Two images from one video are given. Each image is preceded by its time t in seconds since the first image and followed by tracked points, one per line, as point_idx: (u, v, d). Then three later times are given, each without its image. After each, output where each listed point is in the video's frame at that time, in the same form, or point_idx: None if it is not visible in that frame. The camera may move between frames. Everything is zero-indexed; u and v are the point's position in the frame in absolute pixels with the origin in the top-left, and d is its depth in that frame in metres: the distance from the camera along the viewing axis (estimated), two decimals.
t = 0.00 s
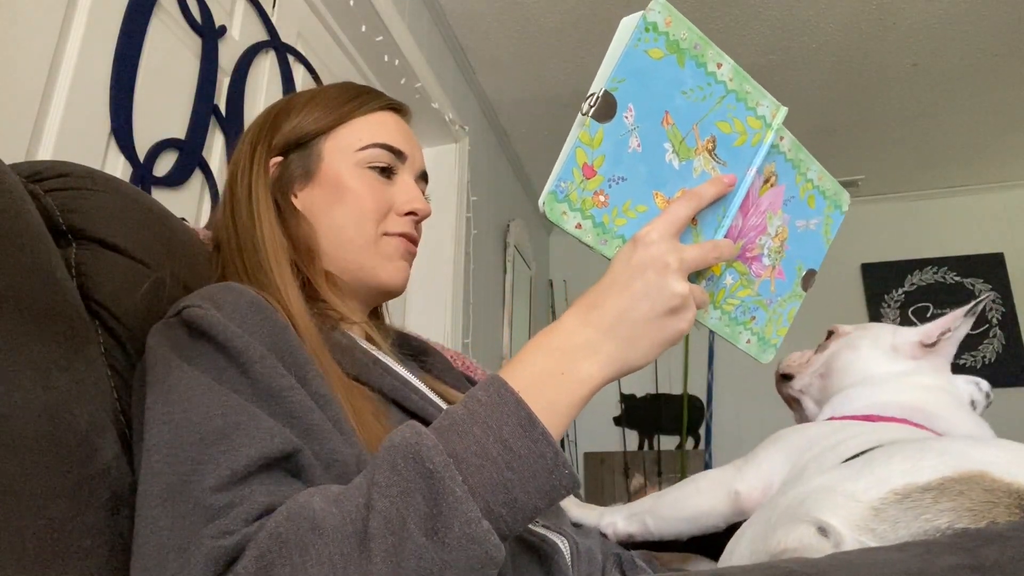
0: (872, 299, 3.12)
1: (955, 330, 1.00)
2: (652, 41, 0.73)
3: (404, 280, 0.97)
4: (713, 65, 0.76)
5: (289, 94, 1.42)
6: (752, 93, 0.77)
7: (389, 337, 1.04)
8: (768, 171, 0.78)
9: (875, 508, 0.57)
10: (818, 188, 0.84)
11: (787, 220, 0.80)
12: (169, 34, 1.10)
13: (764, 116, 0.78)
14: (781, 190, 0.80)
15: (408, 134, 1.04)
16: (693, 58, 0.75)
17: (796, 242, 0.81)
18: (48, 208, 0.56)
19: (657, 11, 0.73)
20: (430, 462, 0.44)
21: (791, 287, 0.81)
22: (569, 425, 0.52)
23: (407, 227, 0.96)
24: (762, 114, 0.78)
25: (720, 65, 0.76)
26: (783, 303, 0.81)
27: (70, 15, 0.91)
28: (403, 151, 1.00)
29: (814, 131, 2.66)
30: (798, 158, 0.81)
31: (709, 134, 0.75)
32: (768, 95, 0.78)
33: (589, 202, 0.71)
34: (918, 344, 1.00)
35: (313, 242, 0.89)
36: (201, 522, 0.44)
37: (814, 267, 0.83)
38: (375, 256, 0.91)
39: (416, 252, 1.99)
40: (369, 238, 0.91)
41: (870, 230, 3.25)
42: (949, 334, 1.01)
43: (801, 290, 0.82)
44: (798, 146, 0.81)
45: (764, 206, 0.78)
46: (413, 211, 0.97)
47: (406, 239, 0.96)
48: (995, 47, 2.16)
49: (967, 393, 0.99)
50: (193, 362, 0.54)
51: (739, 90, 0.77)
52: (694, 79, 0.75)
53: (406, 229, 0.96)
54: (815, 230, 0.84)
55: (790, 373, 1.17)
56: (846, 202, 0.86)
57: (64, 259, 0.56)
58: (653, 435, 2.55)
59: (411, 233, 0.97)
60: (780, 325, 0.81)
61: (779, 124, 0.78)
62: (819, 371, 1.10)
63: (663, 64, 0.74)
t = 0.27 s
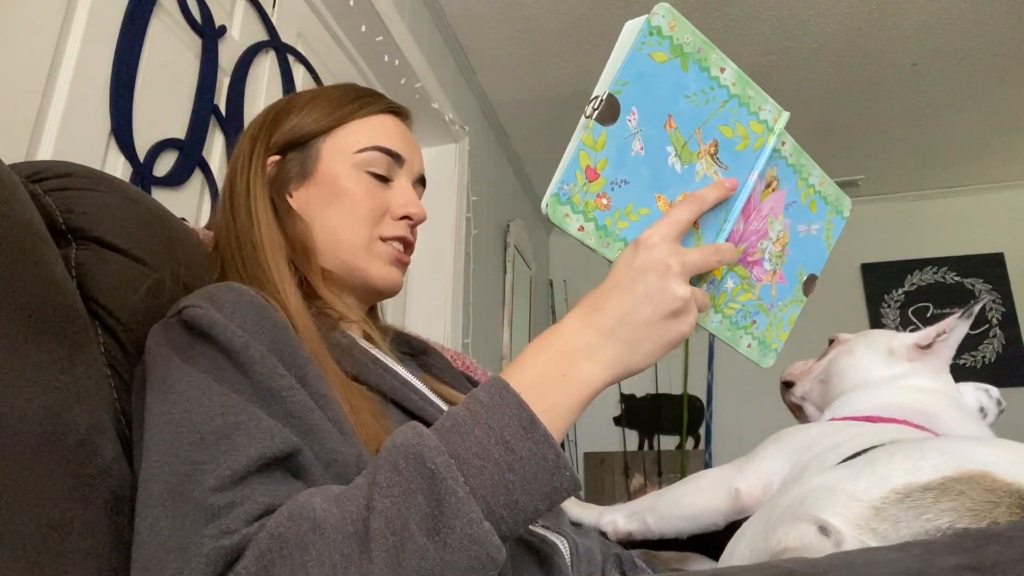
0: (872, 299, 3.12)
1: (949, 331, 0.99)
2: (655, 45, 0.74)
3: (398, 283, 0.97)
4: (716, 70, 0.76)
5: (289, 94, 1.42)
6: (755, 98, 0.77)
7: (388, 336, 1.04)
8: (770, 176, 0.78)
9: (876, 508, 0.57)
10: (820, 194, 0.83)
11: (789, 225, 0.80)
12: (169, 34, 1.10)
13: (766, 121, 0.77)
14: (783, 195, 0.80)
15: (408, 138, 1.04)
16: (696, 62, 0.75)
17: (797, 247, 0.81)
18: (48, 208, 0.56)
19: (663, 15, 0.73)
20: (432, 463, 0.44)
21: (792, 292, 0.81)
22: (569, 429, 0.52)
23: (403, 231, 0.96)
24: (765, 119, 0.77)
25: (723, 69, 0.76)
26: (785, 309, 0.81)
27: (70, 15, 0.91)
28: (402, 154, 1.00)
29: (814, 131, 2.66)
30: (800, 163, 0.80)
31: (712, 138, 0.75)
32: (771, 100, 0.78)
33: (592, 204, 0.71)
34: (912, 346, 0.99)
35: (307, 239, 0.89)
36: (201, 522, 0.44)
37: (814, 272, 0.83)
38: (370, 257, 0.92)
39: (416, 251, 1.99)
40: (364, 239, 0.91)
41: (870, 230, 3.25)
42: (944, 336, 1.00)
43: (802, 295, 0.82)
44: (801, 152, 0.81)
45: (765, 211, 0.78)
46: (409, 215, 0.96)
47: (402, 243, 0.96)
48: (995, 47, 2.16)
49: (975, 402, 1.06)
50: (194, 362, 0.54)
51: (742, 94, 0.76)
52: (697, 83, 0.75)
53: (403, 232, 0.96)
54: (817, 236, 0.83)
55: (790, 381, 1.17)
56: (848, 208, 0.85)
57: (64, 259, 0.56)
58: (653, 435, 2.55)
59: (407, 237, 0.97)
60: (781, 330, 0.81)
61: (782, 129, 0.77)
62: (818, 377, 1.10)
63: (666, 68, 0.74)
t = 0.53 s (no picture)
0: (871, 299, 3.12)
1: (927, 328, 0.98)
2: (656, 47, 0.73)
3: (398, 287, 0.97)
4: (717, 72, 0.75)
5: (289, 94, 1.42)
6: (756, 100, 0.77)
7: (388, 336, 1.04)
8: (771, 178, 0.78)
9: (877, 508, 0.57)
10: (821, 195, 0.83)
11: (790, 227, 0.80)
12: (169, 34, 1.10)
13: (767, 123, 0.77)
14: (784, 197, 0.80)
15: (411, 143, 1.04)
16: (697, 64, 0.75)
17: (798, 250, 0.81)
18: (48, 208, 0.56)
19: (662, 18, 0.72)
20: (434, 463, 0.44)
21: (794, 294, 0.81)
22: (571, 430, 0.52)
23: (404, 236, 0.95)
24: (766, 121, 0.77)
25: (724, 71, 0.76)
26: (787, 311, 0.81)
27: (70, 15, 0.91)
28: (404, 158, 1.00)
29: (814, 131, 2.66)
30: (801, 166, 0.81)
31: (713, 140, 0.75)
32: (772, 102, 0.78)
33: (593, 207, 0.71)
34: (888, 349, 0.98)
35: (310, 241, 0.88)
36: (202, 522, 0.44)
37: (816, 274, 0.83)
38: (370, 260, 0.92)
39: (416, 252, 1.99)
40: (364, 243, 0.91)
41: (870, 230, 3.25)
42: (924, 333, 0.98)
43: (804, 297, 0.82)
44: (801, 154, 0.81)
45: (767, 214, 0.78)
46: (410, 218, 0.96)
47: (402, 247, 0.96)
48: (995, 47, 2.16)
49: (995, 407, 1.06)
50: (195, 362, 0.54)
51: (743, 97, 0.76)
52: (698, 86, 0.75)
53: (403, 237, 0.95)
54: (818, 238, 0.84)
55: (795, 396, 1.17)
56: (849, 210, 0.86)
57: (64, 259, 0.56)
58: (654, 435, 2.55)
59: (407, 242, 0.96)
60: (783, 332, 0.81)
61: (782, 131, 0.77)
62: (817, 386, 1.10)
63: (667, 70, 0.74)
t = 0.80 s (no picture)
0: (871, 299, 3.12)
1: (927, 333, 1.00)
2: (659, 48, 0.74)
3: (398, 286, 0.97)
4: (720, 74, 0.76)
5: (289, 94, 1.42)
6: (759, 102, 0.77)
7: (389, 336, 1.04)
8: (774, 180, 0.78)
9: (876, 508, 0.57)
10: (824, 198, 0.83)
11: (793, 230, 0.80)
12: (169, 34, 1.10)
13: (770, 125, 0.77)
14: (786, 199, 0.80)
15: (414, 142, 1.04)
16: (700, 66, 0.75)
17: (801, 252, 0.81)
18: (47, 207, 0.56)
19: (665, 18, 0.73)
20: (434, 463, 0.44)
21: (796, 297, 0.81)
22: (571, 433, 0.52)
23: (406, 233, 0.96)
24: (768, 123, 0.77)
25: (727, 73, 0.76)
26: (789, 313, 0.81)
27: (70, 16, 0.91)
28: (408, 157, 1.00)
29: (814, 130, 2.66)
30: (804, 168, 0.81)
31: (716, 142, 0.75)
32: (775, 104, 0.78)
33: (596, 207, 0.71)
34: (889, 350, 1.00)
35: (313, 240, 0.87)
36: (203, 522, 0.44)
37: (819, 277, 0.83)
38: (373, 258, 0.91)
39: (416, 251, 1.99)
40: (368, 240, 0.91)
41: (870, 230, 3.25)
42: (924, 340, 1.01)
43: (806, 300, 0.82)
44: (805, 156, 0.81)
45: (769, 215, 0.78)
46: (413, 217, 0.96)
47: (405, 245, 0.96)
48: (995, 47, 2.16)
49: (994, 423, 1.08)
50: (196, 362, 0.54)
51: (746, 98, 0.76)
52: (701, 87, 0.75)
53: (406, 234, 0.96)
54: (821, 240, 0.84)
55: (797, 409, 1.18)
56: (853, 213, 0.85)
57: (64, 259, 0.56)
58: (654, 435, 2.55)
59: (410, 240, 0.97)
60: (785, 335, 0.81)
61: (786, 133, 0.77)
62: (816, 395, 1.11)
63: (670, 72, 0.74)
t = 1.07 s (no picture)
0: (871, 299, 3.12)
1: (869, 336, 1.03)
2: (658, 49, 0.73)
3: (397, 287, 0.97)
4: (719, 75, 0.75)
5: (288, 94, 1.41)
6: (758, 103, 0.77)
7: (389, 336, 1.04)
8: (773, 181, 0.78)
9: (876, 509, 0.57)
10: (824, 199, 0.83)
11: (792, 230, 0.80)
12: (169, 34, 1.10)
13: (769, 126, 0.77)
14: (786, 200, 0.80)
15: (415, 144, 1.04)
16: (699, 67, 0.75)
17: (800, 253, 0.81)
18: (48, 207, 0.56)
19: (664, 20, 0.73)
20: (435, 463, 0.44)
21: (796, 297, 0.81)
22: (572, 433, 0.52)
23: (405, 234, 0.96)
24: (768, 124, 0.77)
25: (727, 74, 0.76)
26: (789, 314, 0.81)
27: (70, 16, 0.91)
28: (408, 158, 1.01)
29: (814, 131, 2.66)
30: (803, 168, 0.81)
31: (715, 142, 0.75)
32: (774, 105, 0.78)
33: (595, 208, 0.71)
34: (839, 357, 1.01)
35: (313, 240, 0.87)
36: (203, 522, 0.44)
37: (819, 278, 0.83)
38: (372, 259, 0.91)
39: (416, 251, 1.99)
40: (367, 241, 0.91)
41: (870, 230, 3.25)
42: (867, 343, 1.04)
43: (806, 300, 0.82)
44: (804, 156, 0.81)
45: (769, 216, 0.78)
46: (413, 218, 0.97)
47: (404, 246, 0.97)
48: (995, 48, 2.16)
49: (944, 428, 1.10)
50: (196, 362, 0.54)
51: (745, 99, 0.76)
52: (700, 88, 0.75)
53: (404, 236, 0.96)
54: (820, 241, 0.84)
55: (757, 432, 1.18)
56: (852, 213, 0.85)
57: (64, 259, 0.56)
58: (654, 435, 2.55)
59: (408, 241, 0.97)
60: (786, 335, 0.81)
61: (785, 133, 0.77)
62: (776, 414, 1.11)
63: (669, 73, 0.74)
